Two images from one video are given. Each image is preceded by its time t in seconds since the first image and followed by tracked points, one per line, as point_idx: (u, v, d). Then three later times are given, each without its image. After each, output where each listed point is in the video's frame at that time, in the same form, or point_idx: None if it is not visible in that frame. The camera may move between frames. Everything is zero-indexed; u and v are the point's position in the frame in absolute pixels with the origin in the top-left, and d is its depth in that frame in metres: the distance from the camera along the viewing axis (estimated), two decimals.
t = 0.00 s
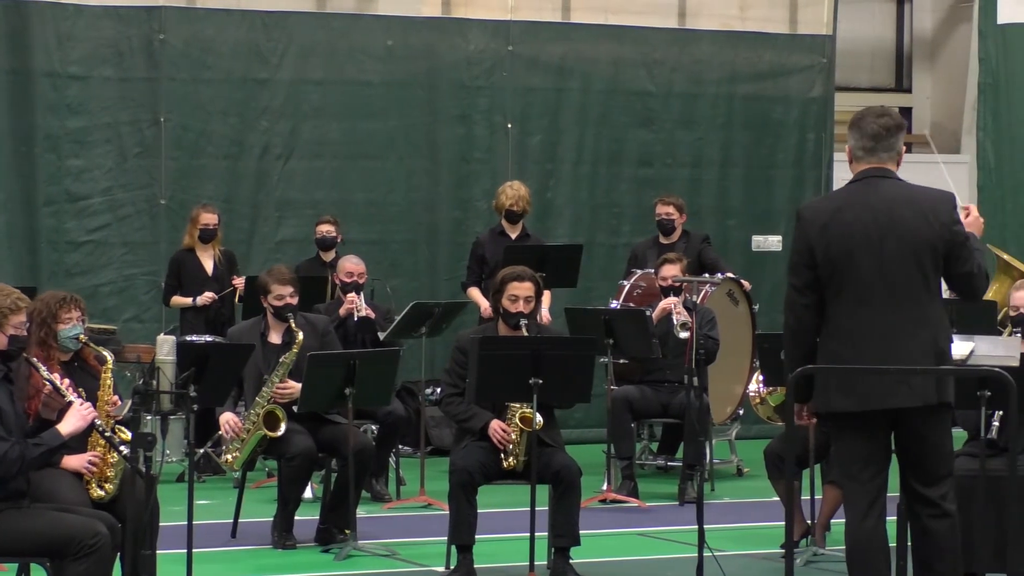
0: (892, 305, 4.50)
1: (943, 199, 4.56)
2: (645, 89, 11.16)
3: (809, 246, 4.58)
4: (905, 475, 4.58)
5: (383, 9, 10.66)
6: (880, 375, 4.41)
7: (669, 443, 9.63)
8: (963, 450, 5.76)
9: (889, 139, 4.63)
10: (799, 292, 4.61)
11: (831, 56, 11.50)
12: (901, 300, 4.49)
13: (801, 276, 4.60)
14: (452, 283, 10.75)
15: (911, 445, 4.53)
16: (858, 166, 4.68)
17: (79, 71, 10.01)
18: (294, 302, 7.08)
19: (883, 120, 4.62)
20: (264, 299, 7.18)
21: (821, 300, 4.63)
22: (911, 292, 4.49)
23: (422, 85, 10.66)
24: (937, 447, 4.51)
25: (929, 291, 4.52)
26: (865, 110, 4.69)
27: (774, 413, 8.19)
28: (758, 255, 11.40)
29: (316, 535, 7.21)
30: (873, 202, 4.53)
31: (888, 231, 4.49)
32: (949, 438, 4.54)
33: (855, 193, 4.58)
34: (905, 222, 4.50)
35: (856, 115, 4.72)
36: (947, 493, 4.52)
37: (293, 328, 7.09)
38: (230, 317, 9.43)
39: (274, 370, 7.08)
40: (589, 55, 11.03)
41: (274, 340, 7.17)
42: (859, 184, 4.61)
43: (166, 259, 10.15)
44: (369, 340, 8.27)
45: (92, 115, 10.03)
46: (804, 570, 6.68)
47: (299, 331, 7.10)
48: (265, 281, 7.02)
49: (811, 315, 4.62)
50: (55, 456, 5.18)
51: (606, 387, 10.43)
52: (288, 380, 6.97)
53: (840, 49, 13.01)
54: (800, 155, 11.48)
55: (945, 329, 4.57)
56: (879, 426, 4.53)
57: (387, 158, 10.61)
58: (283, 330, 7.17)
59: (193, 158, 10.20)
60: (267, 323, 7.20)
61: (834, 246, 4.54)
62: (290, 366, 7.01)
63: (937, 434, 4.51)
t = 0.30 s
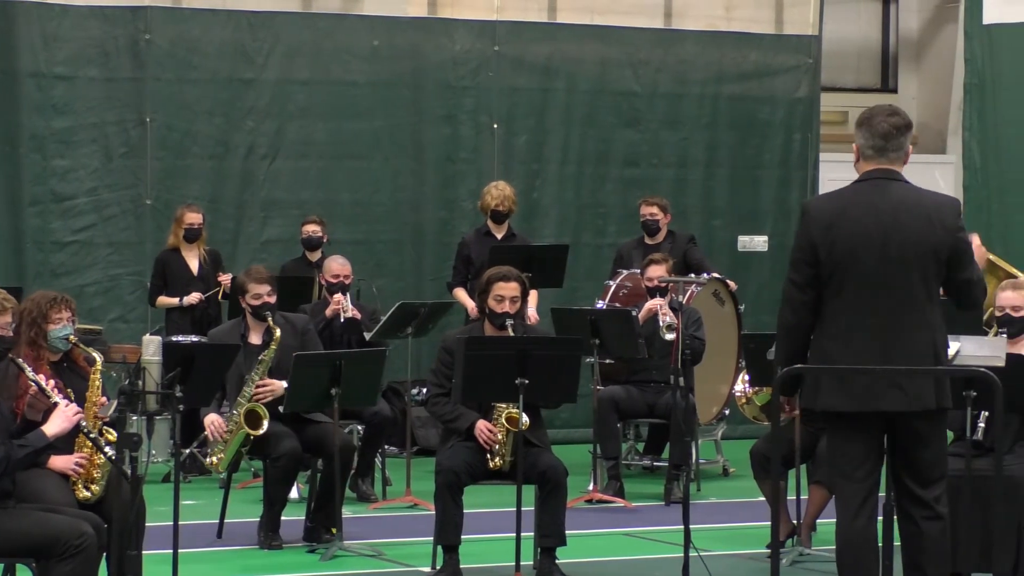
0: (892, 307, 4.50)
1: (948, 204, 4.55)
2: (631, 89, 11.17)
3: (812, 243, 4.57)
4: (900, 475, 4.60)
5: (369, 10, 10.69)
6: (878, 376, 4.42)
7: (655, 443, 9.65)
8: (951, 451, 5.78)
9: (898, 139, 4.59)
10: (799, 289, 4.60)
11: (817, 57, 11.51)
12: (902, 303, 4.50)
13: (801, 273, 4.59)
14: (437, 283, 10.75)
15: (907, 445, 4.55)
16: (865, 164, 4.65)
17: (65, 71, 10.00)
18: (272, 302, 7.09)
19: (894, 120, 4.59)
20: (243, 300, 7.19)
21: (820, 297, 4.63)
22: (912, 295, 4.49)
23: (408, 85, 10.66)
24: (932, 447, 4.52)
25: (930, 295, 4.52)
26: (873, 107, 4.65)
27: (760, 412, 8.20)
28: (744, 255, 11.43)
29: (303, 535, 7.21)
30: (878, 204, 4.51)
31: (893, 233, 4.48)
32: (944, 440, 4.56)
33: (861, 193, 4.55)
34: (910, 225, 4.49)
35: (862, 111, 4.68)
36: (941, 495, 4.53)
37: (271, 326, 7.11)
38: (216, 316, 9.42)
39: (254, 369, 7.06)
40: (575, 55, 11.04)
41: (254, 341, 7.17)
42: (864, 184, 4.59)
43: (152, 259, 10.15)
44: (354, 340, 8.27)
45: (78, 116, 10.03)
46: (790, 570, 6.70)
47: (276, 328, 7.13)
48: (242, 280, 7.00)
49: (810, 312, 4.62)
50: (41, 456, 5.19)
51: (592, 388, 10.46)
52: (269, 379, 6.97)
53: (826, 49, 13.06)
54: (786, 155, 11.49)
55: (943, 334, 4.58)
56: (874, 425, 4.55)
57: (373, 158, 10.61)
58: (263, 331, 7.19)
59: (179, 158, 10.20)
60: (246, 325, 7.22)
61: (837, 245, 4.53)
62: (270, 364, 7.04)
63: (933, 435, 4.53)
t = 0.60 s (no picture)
0: (903, 304, 4.51)
1: (965, 204, 4.58)
2: (618, 89, 11.18)
3: (828, 234, 4.57)
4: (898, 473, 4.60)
5: (356, 10, 10.71)
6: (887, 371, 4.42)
7: (642, 444, 9.67)
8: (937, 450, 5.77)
9: (921, 135, 4.65)
10: (811, 277, 4.59)
11: (803, 57, 11.53)
12: (914, 300, 4.51)
13: (815, 262, 4.58)
14: (424, 283, 10.76)
15: (908, 444, 4.55)
16: (886, 158, 4.68)
17: (51, 71, 9.99)
18: (265, 305, 7.10)
19: (919, 116, 4.67)
20: (233, 299, 7.20)
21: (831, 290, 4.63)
22: (924, 293, 4.51)
23: (395, 85, 10.67)
24: (931, 447, 4.53)
25: (942, 294, 4.54)
26: (897, 106, 4.73)
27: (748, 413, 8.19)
28: (731, 256, 11.46)
29: (290, 535, 7.21)
30: (899, 199, 4.53)
31: (910, 230, 4.50)
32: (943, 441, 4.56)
33: (878, 189, 4.58)
34: (927, 223, 4.51)
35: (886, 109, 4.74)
36: (939, 497, 4.53)
37: (264, 332, 7.10)
38: (203, 316, 9.41)
39: (241, 371, 7.08)
40: (562, 56, 11.05)
41: (241, 341, 7.17)
42: (883, 179, 4.61)
43: (139, 260, 10.15)
44: (341, 341, 8.30)
45: (64, 116, 10.02)
46: (776, 570, 6.73)
47: (270, 335, 7.10)
48: (238, 281, 7.02)
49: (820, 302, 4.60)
50: (27, 456, 5.20)
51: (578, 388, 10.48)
52: (257, 385, 6.94)
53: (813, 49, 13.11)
54: (773, 155, 11.52)
55: (953, 333, 4.59)
56: (874, 423, 4.56)
57: (360, 159, 10.61)
58: (251, 331, 7.18)
59: (166, 158, 10.20)
60: (234, 324, 7.21)
61: (853, 238, 4.54)
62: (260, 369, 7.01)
63: (934, 436, 4.52)
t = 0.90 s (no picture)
0: (912, 305, 4.51)
1: (972, 206, 4.59)
2: (605, 90, 11.19)
3: (841, 233, 4.54)
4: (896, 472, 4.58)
5: (343, 10, 10.68)
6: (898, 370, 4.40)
7: (629, 444, 9.70)
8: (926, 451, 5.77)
9: (927, 137, 4.62)
10: (822, 276, 4.56)
11: (790, 57, 11.56)
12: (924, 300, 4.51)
13: (827, 261, 4.56)
14: (412, 283, 10.76)
15: (907, 444, 4.54)
16: (891, 160, 4.66)
17: (38, 71, 9.98)
18: (268, 306, 7.07)
19: (925, 117, 4.64)
20: (231, 297, 7.15)
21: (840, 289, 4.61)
22: (932, 294, 4.52)
23: (382, 85, 10.68)
24: (932, 447, 4.51)
25: (948, 295, 4.56)
26: (903, 106, 4.69)
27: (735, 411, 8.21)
28: (718, 256, 11.49)
29: (277, 536, 7.22)
30: (910, 200, 4.53)
31: (921, 231, 4.50)
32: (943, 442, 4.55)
33: (889, 189, 4.57)
34: (937, 224, 4.52)
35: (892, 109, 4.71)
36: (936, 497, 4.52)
37: (270, 336, 7.16)
38: (190, 317, 9.41)
39: (236, 372, 7.08)
40: (549, 56, 11.07)
41: (238, 340, 7.17)
42: (893, 179, 4.60)
43: (126, 260, 10.15)
44: (328, 340, 8.27)
45: (51, 116, 10.01)
46: (764, 570, 6.75)
47: (276, 339, 7.17)
48: (242, 281, 6.98)
49: (831, 301, 4.58)
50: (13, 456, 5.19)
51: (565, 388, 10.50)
52: (256, 385, 6.91)
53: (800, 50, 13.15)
54: (760, 155, 11.54)
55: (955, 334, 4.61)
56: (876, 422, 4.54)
57: (347, 159, 10.61)
58: (247, 331, 7.18)
59: (153, 158, 10.20)
60: (231, 321, 7.18)
61: (865, 238, 4.52)
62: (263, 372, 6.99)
63: (935, 436, 4.51)
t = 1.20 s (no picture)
0: (911, 306, 4.48)
1: (973, 209, 4.56)
2: (593, 90, 11.21)
3: (839, 234, 4.52)
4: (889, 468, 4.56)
5: (331, 10, 10.67)
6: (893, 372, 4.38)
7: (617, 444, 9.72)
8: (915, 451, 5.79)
9: (923, 141, 4.57)
10: (820, 276, 4.53)
11: (778, 58, 11.59)
12: (922, 302, 4.47)
13: (825, 262, 4.53)
14: (400, 283, 10.77)
15: (901, 441, 4.52)
16: (888, 163, 4.63)
17: (27, 71, 9.98)
18: (266, 300, 7.09)
19: (921, 121, 4.56)
20: (230, 295, 7.20)
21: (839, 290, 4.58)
22: (932, 296, 4.48)
23: (371, 85, 10.69)
24: (925, 445, 4.49)
25: (947, 296, 4.52)
26: (901, 108, 4.62)
27: (723, 411, 8.23)
28: (706, 256, 11.52)
29: (265, 536, 7.22)
30: (909, 201, 4.49)
31: (920, 232, 4.46)
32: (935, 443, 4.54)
33: (887, 190, 4.53)
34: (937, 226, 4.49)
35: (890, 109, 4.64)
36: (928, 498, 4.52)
37: (264, 324, 7.17)
38: (178, 317, 9.41)
39: (234, 364, 7.08)
40: (537, 56, 11.09)
41: (236, 337, 7.19)
42: (892, 181, 4.56)
43: (114, 260, 10.14)
44: (317, 341, 8.29)
45: (40, 116, 10.01)
46: (751, 570, 6.78)
47: (270, 327, 7.20)
48: (241, 277, 7.02)
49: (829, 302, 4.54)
50: None
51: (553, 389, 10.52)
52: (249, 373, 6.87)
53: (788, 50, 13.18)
54: (748, 155, 11.57)
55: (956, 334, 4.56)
56: (869, 423, 4.53)
57: (336, 159, 10.62)
58: (247, 328, 7.20)
59: (141, 159, 10.19)
60: (230, 318, 7.23)
61: (864, 239, 4.50)
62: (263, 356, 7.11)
63: (930, 434, 4.48)
